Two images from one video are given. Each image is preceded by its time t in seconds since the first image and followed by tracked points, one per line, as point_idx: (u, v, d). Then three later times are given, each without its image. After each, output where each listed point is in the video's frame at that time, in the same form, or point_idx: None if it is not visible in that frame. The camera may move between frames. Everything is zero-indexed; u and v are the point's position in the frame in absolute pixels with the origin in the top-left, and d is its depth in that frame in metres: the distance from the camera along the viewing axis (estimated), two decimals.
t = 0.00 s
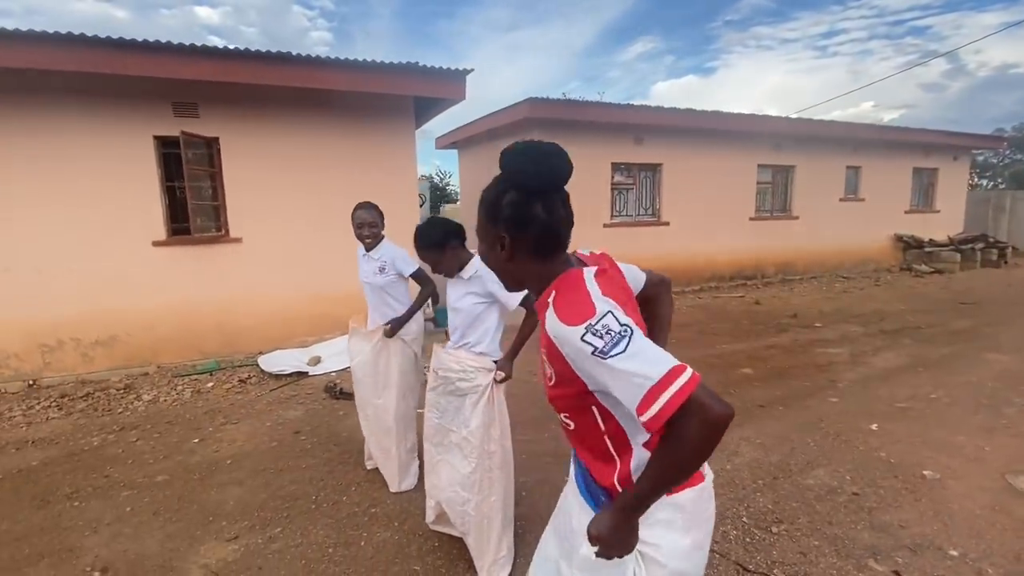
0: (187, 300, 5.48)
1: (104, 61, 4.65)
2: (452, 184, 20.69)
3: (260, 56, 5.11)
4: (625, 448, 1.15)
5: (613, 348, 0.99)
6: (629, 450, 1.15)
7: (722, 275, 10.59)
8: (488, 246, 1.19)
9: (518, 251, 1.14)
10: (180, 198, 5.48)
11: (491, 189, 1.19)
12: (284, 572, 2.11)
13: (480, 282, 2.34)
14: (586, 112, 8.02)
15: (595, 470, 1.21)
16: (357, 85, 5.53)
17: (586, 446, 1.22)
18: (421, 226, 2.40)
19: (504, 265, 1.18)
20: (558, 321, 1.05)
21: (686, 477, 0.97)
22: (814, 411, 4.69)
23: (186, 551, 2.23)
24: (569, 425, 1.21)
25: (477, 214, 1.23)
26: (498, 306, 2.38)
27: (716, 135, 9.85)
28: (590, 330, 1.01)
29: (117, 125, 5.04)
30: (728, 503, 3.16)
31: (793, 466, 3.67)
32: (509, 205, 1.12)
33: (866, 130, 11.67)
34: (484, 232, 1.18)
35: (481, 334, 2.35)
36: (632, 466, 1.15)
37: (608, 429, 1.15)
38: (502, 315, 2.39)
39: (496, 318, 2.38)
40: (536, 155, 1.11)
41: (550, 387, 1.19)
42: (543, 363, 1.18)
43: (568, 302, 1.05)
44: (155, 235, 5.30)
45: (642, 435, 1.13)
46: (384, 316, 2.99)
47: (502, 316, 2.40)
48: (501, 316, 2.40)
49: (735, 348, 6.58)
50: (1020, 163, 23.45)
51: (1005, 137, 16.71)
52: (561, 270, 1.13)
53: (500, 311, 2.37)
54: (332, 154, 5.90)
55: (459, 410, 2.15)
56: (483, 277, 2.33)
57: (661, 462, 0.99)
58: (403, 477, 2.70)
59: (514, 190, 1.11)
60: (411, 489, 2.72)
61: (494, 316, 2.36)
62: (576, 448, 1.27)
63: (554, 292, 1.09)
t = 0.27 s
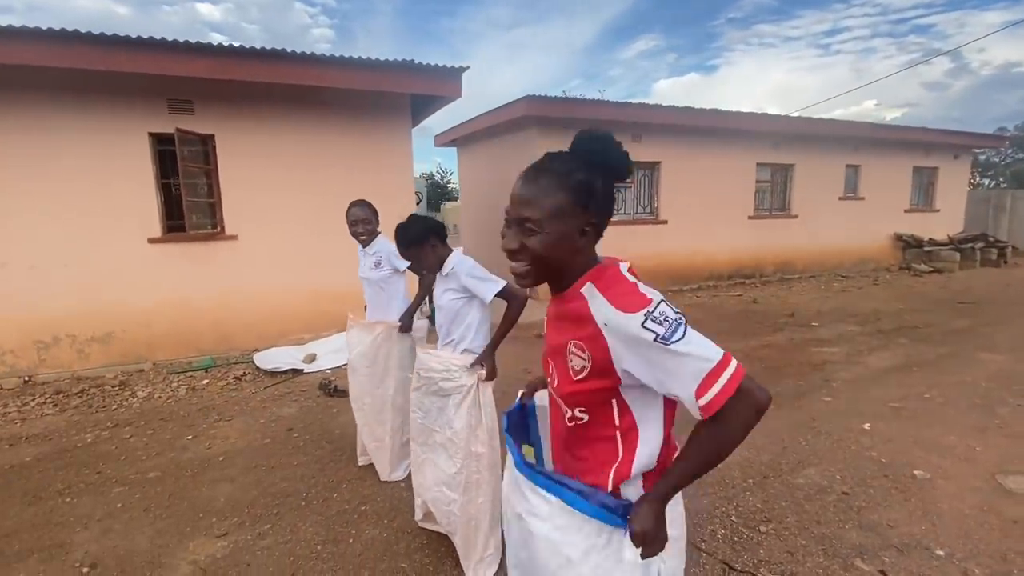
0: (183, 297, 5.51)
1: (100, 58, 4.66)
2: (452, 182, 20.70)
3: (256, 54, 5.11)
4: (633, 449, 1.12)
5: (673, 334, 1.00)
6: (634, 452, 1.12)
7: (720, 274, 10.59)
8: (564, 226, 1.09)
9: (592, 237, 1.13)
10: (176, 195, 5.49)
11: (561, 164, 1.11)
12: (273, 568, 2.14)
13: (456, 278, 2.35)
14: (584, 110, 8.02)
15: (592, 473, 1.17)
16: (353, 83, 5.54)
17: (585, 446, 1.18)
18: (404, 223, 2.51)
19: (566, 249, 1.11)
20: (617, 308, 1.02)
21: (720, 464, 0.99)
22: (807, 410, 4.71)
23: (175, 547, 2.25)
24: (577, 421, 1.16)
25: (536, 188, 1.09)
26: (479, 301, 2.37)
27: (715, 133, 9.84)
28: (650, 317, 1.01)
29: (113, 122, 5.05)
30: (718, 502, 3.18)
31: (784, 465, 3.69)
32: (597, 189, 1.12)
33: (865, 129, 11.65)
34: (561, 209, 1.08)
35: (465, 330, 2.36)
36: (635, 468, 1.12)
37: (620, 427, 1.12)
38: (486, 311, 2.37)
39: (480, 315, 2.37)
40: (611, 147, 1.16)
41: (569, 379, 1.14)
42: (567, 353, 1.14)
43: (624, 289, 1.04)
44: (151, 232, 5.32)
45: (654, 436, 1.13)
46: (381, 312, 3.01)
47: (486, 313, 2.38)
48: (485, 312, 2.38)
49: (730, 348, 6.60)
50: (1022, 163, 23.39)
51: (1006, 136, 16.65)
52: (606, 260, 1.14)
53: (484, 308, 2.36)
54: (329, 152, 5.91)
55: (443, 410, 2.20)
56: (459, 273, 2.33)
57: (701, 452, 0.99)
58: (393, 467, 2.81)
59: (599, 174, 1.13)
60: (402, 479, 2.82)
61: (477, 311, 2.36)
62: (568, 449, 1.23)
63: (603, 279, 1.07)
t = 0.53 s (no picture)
0: (181, 294, 5.51)
1: (98, 54, 4.65)
2: (452, 179, 20.67)
3: (255, 51, 5.11)
4: (642, 444, 1.15)
5: (704, 333, 1.06)
6: (643, 446, 1.15)
7: (718, 272, 10.60)
8: (629, 219, 1.16)
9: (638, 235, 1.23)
10: (174, 191, 5.49)
11: (631, 161, 1.18)
12: (270, 563, 2.15)
13: (450, 274, 2.35)
14: (583, 108, 8.02)
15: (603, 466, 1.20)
16: (352, 80, 5.53)
17: (595, 440, 1.20)
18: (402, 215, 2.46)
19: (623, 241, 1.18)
20: (660, 299, 1.06)
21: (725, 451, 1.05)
22: (804, 408, 4.73)
23: (173, 542, 2.26)
24: (592, 415, 1.18)
25: (613, 177, 1.14)
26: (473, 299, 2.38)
27: (714, 131, 9.83)
28: (686, 311, 1.06)
29: (111, 118, 5.05)
30: (713, 499, 3.20)
31: (780, 462, 3.71)
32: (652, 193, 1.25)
33: (865, 127, 11.65)
34: (631, 202, 1.16)
35: (460, 327, 2.37)
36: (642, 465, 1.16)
37: (632, 422, 1.15)
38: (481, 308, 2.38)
39: (474, 313, 2.38)
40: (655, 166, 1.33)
41: (591, 370, 1.16)
42: (596, 344, 1.15)
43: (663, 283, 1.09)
44: (150, 229, 5.32)
45: (663, 432, 1.17)
46: (389, 308, 3.01)
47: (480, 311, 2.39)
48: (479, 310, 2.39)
49: (728, 345, 6.61)
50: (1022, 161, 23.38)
51: (1005, 134, 16.63)
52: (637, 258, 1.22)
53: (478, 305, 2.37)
54: (327, 149, 5.91)
55: (439, 406, 2.21)
56: (454, 270, 2.34)
57: (715, 446, 1.05)
58: (392, 463, 2.83)
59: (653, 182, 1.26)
60: (400, 476, 2.84)
61: (471, 308, 2.37)
62: (573, 445, 1.25)
63: (642, 274, 1.11)
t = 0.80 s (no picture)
0: (179, 291, 5.50)
1: (94, 49, 4.62)
2: (450, 175, 20.62)
3: (252, 46, 5.09)
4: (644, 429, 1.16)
5: (705, 330, 1.06)
6: (645, 435, 1.16)
7: (716, 270, 10.61)
8: (642, 219, 1.17)
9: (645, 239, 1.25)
10: (172, 187, 5.47)
11: (650, 164, 1.20)
12: (269, 560, 2.16)
13: (449, 272, 2.33)
14: (581, 105, 8.00)
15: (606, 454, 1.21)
16: (350, 76, 5.51)
17: (599, 429, 1.21)
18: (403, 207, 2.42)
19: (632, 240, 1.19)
20: (664, 296, 1.06)
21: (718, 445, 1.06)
22: (801, 406, 4.74)
23: (172, 539, 2.27)
24: (597, 405, 1.18)
25: (633, 176, 1.15)
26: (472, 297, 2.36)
27: (713, 129, 9.82)
28: (689, 309, 1.06)
29: (109, 114, 5.03)
30: (710, 496, 3.22)
31: (777, 459, 3.72)
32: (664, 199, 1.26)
33: (863, 125, 11.66)
34: (646, 203, 1.17)
35: (457, 326, 2.34)
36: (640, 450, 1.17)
37: (635, 412, 1.16)
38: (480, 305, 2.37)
39: (472, 311, 2.36)
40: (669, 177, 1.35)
41: (597, 362, 1.16)
42: (601, 336, 1.15)
43: (669, 281, 1.09)
44: (147, 225, 5.31)
45: (663, 423, 1.17)
46: (379, 307, 3.00)
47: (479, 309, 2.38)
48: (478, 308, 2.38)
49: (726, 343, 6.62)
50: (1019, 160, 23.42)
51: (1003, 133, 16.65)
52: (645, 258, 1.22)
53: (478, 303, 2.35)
54: (325, 145, 5.89)
55: (441, 402, 2.24)
56: (454, 267, 2.33)
57: (708, 439, 1.05)
58: (392, 460, 2.83)
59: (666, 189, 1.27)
60: (399, 473, 2.84)
61: (469, 306, 2.35)
62: (577, 431, 1.26)
63: (650, 271, 1.12)
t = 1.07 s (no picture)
0: (174, 287, 5.47)
1: (86, 42, 4.58)
2: (446, 173, 20.57)
3: (248, 41, 5.05)
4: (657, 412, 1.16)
5: (717, 314, 1.08)
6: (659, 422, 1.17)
7: (711, 267, 10.64)
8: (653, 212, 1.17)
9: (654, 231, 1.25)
10: (166, 183, 5.44)
11: (660, 156, 1.20)
12: (266, 555, 2.15)
13: (445, 268, 2.32)
14: (578, 102, 8.00)
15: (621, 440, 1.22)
16: (345, 71, 5.48)
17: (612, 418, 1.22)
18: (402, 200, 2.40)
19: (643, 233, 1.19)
20: (677, 284, 1.08)
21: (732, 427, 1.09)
22: (796, 402, 4.77)
23: (169, 534, 2.26)
24: (613, 393, 1.19)
25: (645, 169, 1.15)
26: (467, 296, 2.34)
27: (708, 126, 9.84)
28: (701, 296, 1.08)
29: (102, 108, 4.99)
30: (706, 490, 3.23)
31: (772, 454, 3.74)
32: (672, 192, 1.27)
33: (858, 124, 11.69)
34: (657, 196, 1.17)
35: (450, 322, 2.30)
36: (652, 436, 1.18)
37: (649, 398, 1.16)
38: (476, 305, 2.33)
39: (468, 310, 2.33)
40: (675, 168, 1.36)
41: (612, 351, 1.16)
42: (616, 327, 1.16)
43: (679, 270, 1.11)
44: (142, 221, 5.27)
45: (675, 409, 1.17)
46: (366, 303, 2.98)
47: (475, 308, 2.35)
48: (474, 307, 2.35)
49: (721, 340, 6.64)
50: (1013, 159, 23.55)
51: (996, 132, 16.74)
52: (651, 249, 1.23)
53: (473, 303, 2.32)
54: (320, 141, 5.86)
55: (432, 402, 2.24)
56: (449, 266, 2.31)
57: (723, 422, 1.09)
58: (391, 455, 2.84)
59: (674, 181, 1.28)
60: (400, 467, 2.85)
61: (465, 306, 2.31)
62: (591, 421, 1.26)
63: (659, 260, 1.13)
